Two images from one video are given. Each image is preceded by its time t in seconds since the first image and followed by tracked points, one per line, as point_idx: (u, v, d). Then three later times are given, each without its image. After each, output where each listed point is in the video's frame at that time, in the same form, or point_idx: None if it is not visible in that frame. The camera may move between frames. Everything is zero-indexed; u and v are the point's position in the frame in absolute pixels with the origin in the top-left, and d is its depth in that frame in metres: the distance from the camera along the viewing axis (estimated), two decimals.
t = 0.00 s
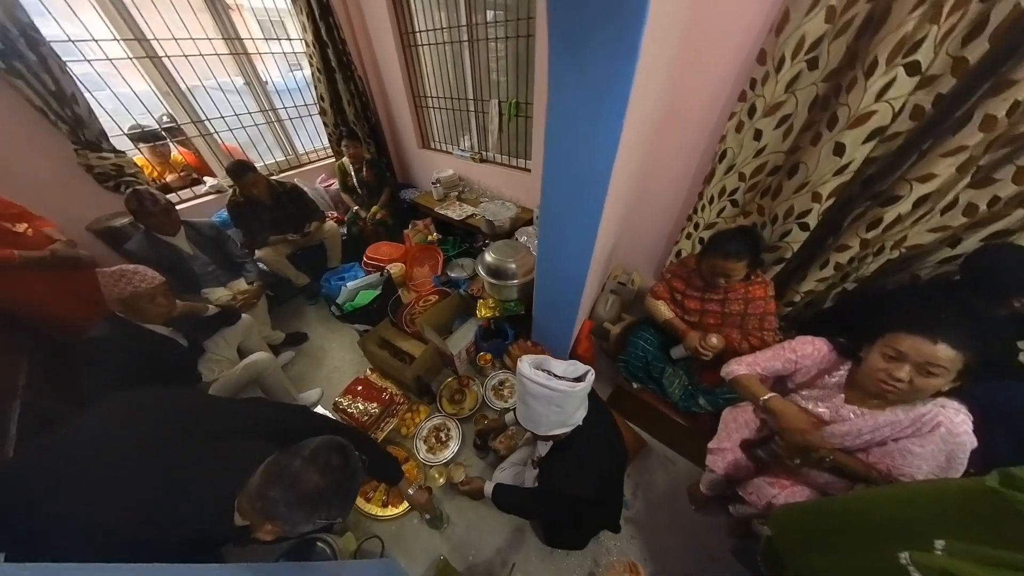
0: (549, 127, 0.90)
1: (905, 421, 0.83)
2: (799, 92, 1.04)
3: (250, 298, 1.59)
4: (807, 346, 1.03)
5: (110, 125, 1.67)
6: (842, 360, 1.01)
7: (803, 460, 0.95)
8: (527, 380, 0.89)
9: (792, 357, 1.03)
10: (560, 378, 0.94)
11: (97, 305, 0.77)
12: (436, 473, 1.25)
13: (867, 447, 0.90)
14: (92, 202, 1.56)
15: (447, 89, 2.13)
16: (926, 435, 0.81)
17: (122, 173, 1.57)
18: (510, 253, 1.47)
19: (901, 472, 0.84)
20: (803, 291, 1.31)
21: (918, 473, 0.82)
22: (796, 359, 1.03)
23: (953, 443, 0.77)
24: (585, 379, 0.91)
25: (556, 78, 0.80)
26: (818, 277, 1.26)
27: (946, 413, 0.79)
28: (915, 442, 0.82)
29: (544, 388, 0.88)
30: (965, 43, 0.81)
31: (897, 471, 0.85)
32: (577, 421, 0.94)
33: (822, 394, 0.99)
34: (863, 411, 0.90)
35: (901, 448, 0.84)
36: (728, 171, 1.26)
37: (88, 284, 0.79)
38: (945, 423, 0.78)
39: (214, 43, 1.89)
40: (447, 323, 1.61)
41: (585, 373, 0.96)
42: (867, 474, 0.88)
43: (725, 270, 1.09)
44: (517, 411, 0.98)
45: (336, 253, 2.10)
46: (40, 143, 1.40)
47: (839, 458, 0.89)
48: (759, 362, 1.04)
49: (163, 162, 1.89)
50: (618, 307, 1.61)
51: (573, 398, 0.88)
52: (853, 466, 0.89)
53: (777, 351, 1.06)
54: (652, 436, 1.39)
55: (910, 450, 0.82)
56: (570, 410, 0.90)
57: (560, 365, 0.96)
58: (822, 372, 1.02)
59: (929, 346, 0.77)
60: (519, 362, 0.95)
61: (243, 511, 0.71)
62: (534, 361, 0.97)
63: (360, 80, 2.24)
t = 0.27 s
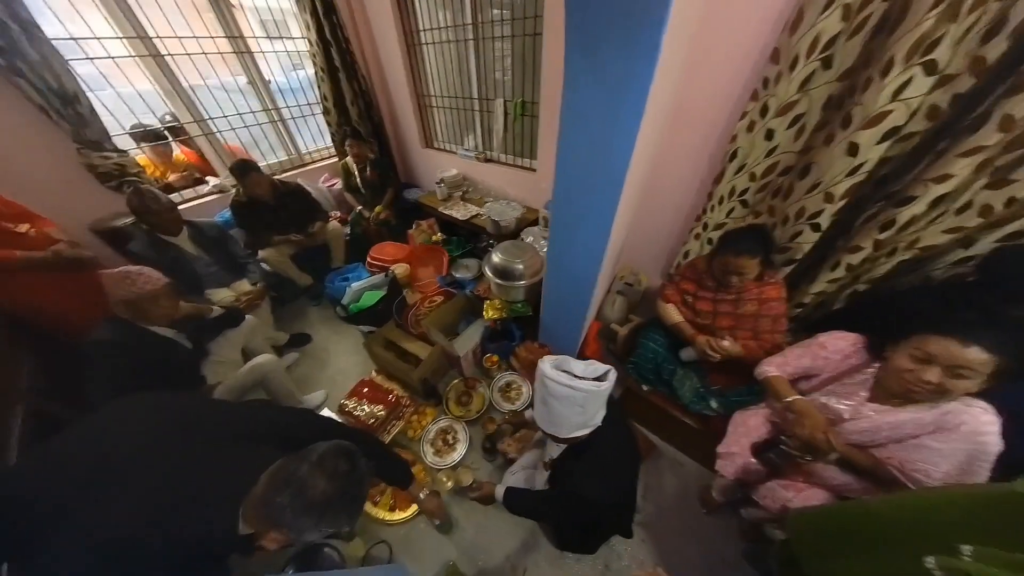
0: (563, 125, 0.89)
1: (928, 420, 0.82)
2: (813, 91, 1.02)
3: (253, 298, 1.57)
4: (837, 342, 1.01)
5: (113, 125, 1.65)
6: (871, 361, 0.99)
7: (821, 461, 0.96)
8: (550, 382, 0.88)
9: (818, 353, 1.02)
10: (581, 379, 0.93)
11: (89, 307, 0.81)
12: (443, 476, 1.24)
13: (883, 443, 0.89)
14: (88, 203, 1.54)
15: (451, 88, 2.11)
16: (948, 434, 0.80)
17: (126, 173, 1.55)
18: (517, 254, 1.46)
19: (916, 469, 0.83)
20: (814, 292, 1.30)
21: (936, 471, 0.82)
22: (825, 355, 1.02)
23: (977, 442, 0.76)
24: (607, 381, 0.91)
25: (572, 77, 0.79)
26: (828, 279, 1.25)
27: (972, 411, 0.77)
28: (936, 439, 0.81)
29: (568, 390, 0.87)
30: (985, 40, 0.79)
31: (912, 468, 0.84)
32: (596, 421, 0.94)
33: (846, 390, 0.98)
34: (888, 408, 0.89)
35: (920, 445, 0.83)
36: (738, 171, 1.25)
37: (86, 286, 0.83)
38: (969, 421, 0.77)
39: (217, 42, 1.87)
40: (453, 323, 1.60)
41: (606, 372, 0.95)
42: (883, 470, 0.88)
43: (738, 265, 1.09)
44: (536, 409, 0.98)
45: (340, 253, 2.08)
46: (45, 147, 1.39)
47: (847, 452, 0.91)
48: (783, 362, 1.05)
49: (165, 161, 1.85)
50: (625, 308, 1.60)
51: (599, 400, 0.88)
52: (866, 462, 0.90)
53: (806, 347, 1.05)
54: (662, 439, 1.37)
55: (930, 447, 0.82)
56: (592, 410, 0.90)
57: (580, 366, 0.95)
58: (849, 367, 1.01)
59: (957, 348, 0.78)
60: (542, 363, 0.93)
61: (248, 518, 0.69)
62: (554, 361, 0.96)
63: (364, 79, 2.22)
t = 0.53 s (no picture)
0: (574, 120, 0.83)
1: (975, 430, 0.77)
2: (836, 85, 0.97)
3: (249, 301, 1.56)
4: (882, 347, 0.97)
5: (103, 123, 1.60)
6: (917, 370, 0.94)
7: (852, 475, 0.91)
8: (562, 396, 0.84)
9: (858, 357, 0.99)
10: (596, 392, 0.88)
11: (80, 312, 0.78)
12: (446, 488, 1.19)
13: (924, 456, 0.84)
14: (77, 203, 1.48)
15: (452, 85, 2.06)
16: (1000, 446, 0.74)
17: (116, 171, 1.49)
18: (522, 255, 1.40)
19: (962, 483, 0.78)
20: (831, 296, 1.25)
21: (983, 488, 0.75)
22: (867, 360, 0.98)
23: None
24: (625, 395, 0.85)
25: (582, 68, 0.74)
26: (847, 281, 1.20)
27: None
28: (986, 451, 0.75)
29: (583, 404, 0.82)
30: None
31: (957, 482, 0.78)
32: (613, 437, 0.89)
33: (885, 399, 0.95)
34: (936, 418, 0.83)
35: (966, 456, 0.78)
36: (753, 169, 1.20)
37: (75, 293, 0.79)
38: None
39: (212, 36, 1.81)
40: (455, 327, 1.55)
41: (624, 386, 0.89)
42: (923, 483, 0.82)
43: (756, 273, 1.04)
44: (549, 422, 0.94)
45: (339, 254, 2.03)
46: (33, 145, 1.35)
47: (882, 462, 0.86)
48: (817, 364, 1.01)
49: (158, 160, 1.80)
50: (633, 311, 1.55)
51: (616, 416, 0.82)
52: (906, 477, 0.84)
53: (845, 350, 1.00)
54: (673, 447, 1.33)
55: (976, 459, 0.76)
56: (607, 426, 0.85)
57: (595, 378, 0.90)
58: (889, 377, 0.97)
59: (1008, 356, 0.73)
60: (554, 374, 0.88)
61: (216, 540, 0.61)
62: (568, 372, 0.91)
63: (363, 76, 2.17)
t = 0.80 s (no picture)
0: (580, 94, 0.73)
1: None
2: (873, 59, 0.87)
3: (226, 301, 1.48)
4: (958, 348, 0.88)
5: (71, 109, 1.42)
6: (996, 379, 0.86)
7: (906, 505, 0.81)
8: (563, 411, 0.73)
9: (932, 358, 0.88)
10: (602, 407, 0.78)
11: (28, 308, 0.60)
12: (437, 509, 1.09)
13: (1001, 476, 0.77)
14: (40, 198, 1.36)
15: (448, 74, 1.96)
16: None
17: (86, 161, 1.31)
18: (521, 251, 1.30)
19: None
20: (859, 295, 1.14)
21: None
22: (943, 362, 0.88)
23: None
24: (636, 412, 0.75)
25: (593, 29, 0.64)
26: (878, 280, 1.09)
27: None
28: None
29: (587, 421, 0.72)
30: None
31: None
32: (621, 459, 0.78)
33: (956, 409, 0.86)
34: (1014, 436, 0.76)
35: None
36: (774, 157, 1.09)
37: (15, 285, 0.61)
38: None
39: (194, 20, 1.73)
40: (450, 330, 1.44)
41: (635, 402, 0.79)
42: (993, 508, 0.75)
43: (784, 269, 0.95)
44: (549, 441, 0.83)
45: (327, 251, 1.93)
46: None
47: (947, 490, 0.78)
48: (881, 362, 0.89)
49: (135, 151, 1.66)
50: (640, 312, 1.45)
51: (625, 436, 0.71)
52: (966, 500, 0.76)
53: (919, 348, 0.90)
54: (684, 460, 1.22)
55: None
56: (614, 448, 0.74)
57: (601, 391, 0.80)
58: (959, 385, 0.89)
59: None
60: (555, 386, 0.78)
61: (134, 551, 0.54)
62: (570, 383, 0.81)
63: (355, 66, 2.07)
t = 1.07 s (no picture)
0: (577, 86, 0.70)
1: None
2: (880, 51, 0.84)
3: (218, 302, 1.44)
4: (991, 346, 0.82)
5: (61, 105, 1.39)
6: None
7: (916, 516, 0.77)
8: (543, 414, 0.70)
9: (962, 356, 0.83)
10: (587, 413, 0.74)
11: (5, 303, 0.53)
12: (432, 514, 1.05)
13: None
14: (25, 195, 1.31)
15: (445, 71, 1.93)
16: None
17: (74, 159, 1.32)
18: (518, 250, 1.27)
19: None
20: (864, 295, 1.11)
21: None
22: (974, 360, 0.82)
23: None
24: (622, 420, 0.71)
25: (589, 14, 0.60)
26: (884, 280, 1.06)
27: None
28: None
29: (568, 427, 0.68)
30: None
31: None
32: (608, 468, 0.74)
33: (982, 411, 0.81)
34: None
35: None
36: (777, 153, 1.06)
37: None
38: None
39: (184, 15, 1.67)
40: (445, 330, 1.41)
41: (623, 408, 0.75)
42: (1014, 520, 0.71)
43: (794, 263, 0.92)
44: (534, 447, 0.79)
45: (322, 251, 1.90)
46: None
47: (966, 501, 0.72)
48: (906, 362, 0.86)
49: (128, 150, 1.62)
50: (640, 312, 1.43)
51: (608, 444, 0.67)
52: (985, 511, 0.72)
53: (946, 345, 0.85)
54: (684, 462, 1.20)
55: None
56: (597, 456, 0.70)
57: (587, 396, 0.76)
58: (991, 386, 0.83)
59: None
60: (536, 388, 0.75)
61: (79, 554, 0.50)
62: (555, 387, 0.78)
63: (351, 63, 2.04)
